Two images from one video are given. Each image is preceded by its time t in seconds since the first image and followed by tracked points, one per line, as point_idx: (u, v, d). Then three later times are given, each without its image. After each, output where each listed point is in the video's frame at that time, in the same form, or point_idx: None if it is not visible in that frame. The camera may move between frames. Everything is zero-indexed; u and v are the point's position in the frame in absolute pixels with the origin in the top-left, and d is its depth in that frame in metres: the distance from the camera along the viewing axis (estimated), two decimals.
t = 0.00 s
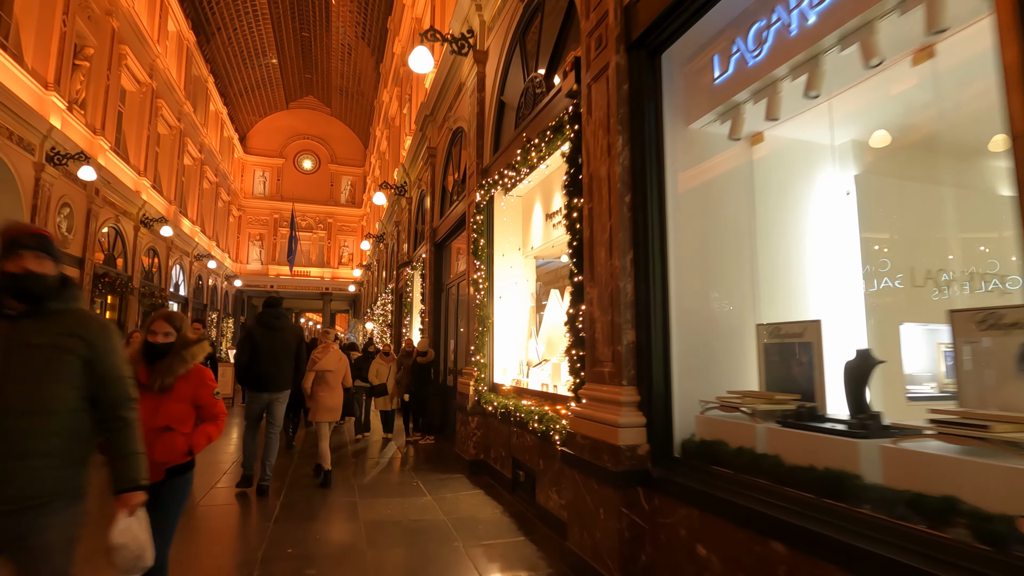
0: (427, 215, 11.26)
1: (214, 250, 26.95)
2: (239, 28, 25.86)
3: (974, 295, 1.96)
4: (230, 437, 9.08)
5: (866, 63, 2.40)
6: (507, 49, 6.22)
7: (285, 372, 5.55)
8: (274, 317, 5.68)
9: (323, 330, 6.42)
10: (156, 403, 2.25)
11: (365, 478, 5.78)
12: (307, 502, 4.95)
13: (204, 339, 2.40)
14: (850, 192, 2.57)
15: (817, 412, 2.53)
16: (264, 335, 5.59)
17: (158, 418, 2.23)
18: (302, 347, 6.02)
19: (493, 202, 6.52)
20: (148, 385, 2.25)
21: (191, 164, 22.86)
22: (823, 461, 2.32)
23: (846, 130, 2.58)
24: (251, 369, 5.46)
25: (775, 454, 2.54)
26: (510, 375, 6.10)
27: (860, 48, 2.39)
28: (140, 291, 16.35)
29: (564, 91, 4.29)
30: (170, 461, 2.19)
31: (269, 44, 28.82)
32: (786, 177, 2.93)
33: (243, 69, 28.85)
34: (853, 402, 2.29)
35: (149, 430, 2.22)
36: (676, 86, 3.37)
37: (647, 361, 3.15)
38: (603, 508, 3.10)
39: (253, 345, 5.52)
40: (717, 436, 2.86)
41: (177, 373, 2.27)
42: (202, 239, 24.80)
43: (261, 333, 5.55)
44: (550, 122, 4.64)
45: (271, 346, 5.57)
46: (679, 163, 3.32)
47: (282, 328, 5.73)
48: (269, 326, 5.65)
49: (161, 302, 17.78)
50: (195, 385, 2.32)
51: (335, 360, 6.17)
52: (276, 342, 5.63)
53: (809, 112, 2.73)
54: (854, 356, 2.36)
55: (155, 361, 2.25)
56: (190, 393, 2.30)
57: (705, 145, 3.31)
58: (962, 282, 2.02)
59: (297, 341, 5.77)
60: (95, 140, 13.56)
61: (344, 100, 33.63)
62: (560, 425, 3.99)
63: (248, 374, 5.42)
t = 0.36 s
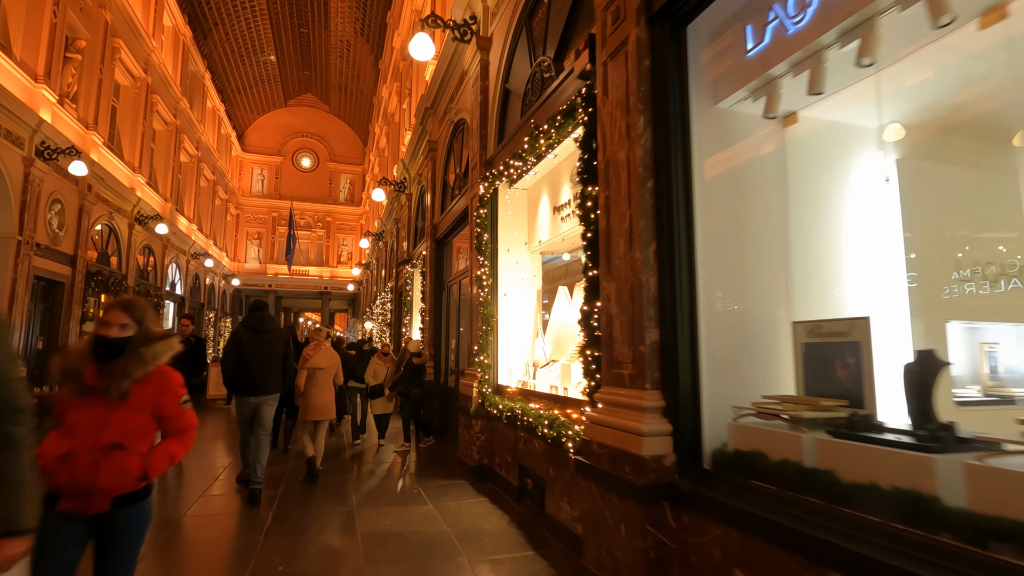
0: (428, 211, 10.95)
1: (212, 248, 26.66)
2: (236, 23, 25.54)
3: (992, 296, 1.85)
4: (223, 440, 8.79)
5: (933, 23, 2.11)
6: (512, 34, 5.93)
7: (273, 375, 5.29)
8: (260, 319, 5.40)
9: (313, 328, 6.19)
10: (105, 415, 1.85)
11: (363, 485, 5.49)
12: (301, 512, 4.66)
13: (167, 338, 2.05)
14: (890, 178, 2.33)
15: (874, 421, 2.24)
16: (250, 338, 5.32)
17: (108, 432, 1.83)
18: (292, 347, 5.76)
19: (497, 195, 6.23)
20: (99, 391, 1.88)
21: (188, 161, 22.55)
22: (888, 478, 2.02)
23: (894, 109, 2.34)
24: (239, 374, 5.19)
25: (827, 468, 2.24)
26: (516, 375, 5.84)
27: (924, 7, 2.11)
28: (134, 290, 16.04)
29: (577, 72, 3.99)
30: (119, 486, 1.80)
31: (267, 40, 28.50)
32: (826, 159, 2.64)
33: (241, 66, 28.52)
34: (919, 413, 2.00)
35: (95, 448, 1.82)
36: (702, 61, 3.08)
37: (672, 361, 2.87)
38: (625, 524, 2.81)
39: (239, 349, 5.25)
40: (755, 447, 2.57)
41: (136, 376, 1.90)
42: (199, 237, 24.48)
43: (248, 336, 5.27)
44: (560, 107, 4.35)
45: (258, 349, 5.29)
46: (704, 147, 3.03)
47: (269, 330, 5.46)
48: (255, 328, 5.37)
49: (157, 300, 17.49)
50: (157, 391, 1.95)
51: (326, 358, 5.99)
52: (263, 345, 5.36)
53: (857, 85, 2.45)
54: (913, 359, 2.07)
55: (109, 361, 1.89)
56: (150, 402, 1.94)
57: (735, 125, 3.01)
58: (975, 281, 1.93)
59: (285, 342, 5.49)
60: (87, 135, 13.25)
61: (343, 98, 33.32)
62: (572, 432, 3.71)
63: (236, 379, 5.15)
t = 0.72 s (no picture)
0: (431, 209, 10.71)
1: (213, 248, 26.46)
2: (237, 22, 25.35)
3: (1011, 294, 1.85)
4: (221, 444, 8.54)
5: None
6: (522, 21, 5.68)
7: (264, 373, 5.70)
8: (251, 319, 5.77)
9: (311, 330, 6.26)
10: (23, 439, 1.53)
11: (366, 493, 5.24)
12: (301, 523, 4.40)
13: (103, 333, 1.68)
14: (938, 163, 2.19)
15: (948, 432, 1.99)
16: (242, 337, 5.71)
17: (23, 462, 1.49)
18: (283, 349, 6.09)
19: (506, 189, 5.97)
20: (10, 411, 1.53)
21: (189, 161, 22.35)
22: (976, 499, 1.74)
23: (954, 82, 2.14)
24: (231, 372, 5.60)
25: (898, 485, 1.97)
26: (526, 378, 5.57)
27: None
28: (134, 290, 15.83)
29: (594, 53, 3.74)
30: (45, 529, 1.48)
31: (268, 40, 28.31)
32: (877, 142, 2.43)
33: (242, 65, 28.33)
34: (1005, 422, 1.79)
35: (11, 484, 1.49)
36: (737, 37, 2.82)
37: (708, 363, 2.61)
38: (656, 543, 2.55)
39: (231, 348, 5.63)
40: (806, 458, 2.29)
41: (56, 386, 1.54)
42: (199, 238, 24.27)
43: (240, 336, 5.66)
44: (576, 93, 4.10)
45: (250, 347, 5.70)
46: (741, 129, 2.75)
47: (260, 329, 5.84)
48: (247, 328, 5.76)
49: (157, 301, 17.28)
50: (85, 403, 1.59)
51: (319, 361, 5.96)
52: (255, 343, 5.75)
53: (921, 53, 2.19)
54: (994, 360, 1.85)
55: (19, 372, 1.54)
56: (77, 418, 1.57)
57: (774, 104, 2.77)
58: (992, 279, 1.94)
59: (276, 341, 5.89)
60: (85, 133, 13.03)
61: (345, 97, 33.11)
62: (592, 439, 3.47)
63: (228, 377, 5.56)
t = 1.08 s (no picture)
0: (436, 206, 10.45)
1: (213, 248, 26.20)
2: (237, 19, 25.10)
3: None
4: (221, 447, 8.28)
5: None
6: (535, 5, 5.42)
7: (262, 376, 5.51)
8: (251, 321, 5.61)
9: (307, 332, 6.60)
10: None
11: (373, 500, 4.99)
12: (304, 534, 4.14)
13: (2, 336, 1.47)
14: (1002, 143, 1.96)
15: None
16: (242, 339, 5.52)
17: None
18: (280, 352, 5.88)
19: (518, 181, 5.70)
20: None
21: (188, 159, 22.10)
22: None
23: None
24: (228, 374, 5.38)
25: (1000, 506, 1.70)
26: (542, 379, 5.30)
27: None
28: (132, 290, 15.61)
29: (619, 30, 3.48)
30: None
31: (269, 37, 28.07)
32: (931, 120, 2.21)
33: (242, 63, 28.08)
34: None
35: None
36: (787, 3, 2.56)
37: (760, 363, 2.32)
38: (703, 565, 2.29)
39: (229, 349, 5.45)
40: (880, 473, 2.04)
41: None
42: (200, 237, 24.01)
43: (239, 337, 5.47)
44: (597, 74, 3.83)
45: (250, 349, 5.50)
46: (793, 103, 2.50)
47: (259, 331, 5.66)
48: (246, 330, 5.57)
49: (156, 301, 17.03)
50: None
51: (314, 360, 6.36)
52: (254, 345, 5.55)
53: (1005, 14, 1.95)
54: None
55: None
56: None
57: (830, 73, 2.52)
58: None
59: (275, 344, 5.71)
60: (82, 129, 12.77)
61: (346, 95, 32.86)
62: (621, 446, 3.21)
63: (226, 378, 5.35)
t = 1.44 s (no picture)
0: (441, 203, 10.23)
1: (213, 248, 25.98)
2: (238, 18, 24.90)
3: None
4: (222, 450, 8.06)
5: None
6: None
7: (261, 376, 5.40)
8: (251, 321, 5.48)
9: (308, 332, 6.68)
10: None
11: (379, 509, 4.75)
12: (307, 546, 3.91)
13: None
14: None
15: None
16: (241, 338, 5.41)
17: None
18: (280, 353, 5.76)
19: (528, 173, 5.46)
20: None
21: (188, 158, 21.90)
22: None
23: None
24: (228, 373, 5.27)
25: None
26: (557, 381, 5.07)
27: None
28: (131, 291, 15.41)
29: (645, 6, 3.24)
30: None
31: (269, 36, 27.88)
32: (981, 102, 2.07)
33: (243, 62, 27.88)
34: None
35: None
36: None
37: (816, 362, 2.09)
38: None
39: (229, 348, 5.33)
40: (962, 489, 1.78)
41: None
42: (200, 237, 23.79)
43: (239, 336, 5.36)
44: (619, 56, 3.60)
45: (249, 348, 5.39)
46: (847, 75, 2.26)
47: (260, 332, 5.55)
48: (246, 330, 5.46)
49: (155, 301, 16.81)
50: None
51: (313, 362, 6.35)
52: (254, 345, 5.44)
53: None
54: None
55: None
56: None
57: (887, 43, 2.28)
58: None
59: (275, 344, 5.57)
60: (80, 126, 12.56)
61: (347, 95, 32.65)
62: (648, 453, 2.98)
63: (224, 378, 5.24)
